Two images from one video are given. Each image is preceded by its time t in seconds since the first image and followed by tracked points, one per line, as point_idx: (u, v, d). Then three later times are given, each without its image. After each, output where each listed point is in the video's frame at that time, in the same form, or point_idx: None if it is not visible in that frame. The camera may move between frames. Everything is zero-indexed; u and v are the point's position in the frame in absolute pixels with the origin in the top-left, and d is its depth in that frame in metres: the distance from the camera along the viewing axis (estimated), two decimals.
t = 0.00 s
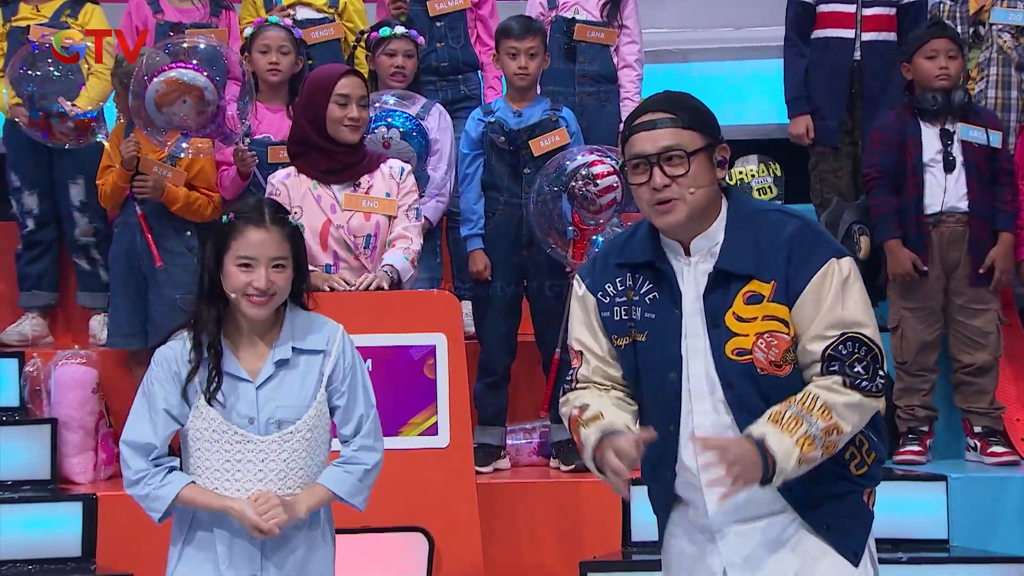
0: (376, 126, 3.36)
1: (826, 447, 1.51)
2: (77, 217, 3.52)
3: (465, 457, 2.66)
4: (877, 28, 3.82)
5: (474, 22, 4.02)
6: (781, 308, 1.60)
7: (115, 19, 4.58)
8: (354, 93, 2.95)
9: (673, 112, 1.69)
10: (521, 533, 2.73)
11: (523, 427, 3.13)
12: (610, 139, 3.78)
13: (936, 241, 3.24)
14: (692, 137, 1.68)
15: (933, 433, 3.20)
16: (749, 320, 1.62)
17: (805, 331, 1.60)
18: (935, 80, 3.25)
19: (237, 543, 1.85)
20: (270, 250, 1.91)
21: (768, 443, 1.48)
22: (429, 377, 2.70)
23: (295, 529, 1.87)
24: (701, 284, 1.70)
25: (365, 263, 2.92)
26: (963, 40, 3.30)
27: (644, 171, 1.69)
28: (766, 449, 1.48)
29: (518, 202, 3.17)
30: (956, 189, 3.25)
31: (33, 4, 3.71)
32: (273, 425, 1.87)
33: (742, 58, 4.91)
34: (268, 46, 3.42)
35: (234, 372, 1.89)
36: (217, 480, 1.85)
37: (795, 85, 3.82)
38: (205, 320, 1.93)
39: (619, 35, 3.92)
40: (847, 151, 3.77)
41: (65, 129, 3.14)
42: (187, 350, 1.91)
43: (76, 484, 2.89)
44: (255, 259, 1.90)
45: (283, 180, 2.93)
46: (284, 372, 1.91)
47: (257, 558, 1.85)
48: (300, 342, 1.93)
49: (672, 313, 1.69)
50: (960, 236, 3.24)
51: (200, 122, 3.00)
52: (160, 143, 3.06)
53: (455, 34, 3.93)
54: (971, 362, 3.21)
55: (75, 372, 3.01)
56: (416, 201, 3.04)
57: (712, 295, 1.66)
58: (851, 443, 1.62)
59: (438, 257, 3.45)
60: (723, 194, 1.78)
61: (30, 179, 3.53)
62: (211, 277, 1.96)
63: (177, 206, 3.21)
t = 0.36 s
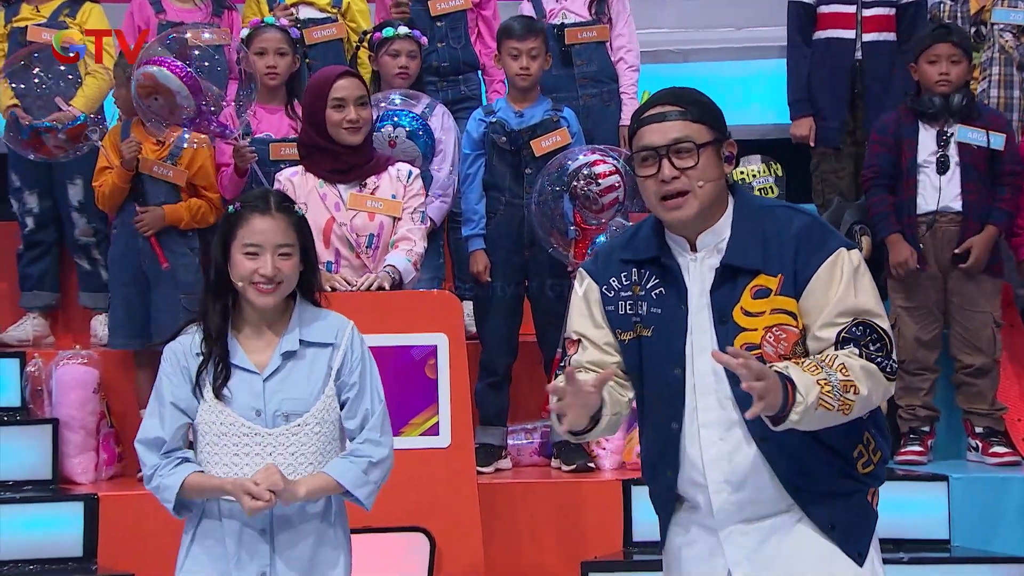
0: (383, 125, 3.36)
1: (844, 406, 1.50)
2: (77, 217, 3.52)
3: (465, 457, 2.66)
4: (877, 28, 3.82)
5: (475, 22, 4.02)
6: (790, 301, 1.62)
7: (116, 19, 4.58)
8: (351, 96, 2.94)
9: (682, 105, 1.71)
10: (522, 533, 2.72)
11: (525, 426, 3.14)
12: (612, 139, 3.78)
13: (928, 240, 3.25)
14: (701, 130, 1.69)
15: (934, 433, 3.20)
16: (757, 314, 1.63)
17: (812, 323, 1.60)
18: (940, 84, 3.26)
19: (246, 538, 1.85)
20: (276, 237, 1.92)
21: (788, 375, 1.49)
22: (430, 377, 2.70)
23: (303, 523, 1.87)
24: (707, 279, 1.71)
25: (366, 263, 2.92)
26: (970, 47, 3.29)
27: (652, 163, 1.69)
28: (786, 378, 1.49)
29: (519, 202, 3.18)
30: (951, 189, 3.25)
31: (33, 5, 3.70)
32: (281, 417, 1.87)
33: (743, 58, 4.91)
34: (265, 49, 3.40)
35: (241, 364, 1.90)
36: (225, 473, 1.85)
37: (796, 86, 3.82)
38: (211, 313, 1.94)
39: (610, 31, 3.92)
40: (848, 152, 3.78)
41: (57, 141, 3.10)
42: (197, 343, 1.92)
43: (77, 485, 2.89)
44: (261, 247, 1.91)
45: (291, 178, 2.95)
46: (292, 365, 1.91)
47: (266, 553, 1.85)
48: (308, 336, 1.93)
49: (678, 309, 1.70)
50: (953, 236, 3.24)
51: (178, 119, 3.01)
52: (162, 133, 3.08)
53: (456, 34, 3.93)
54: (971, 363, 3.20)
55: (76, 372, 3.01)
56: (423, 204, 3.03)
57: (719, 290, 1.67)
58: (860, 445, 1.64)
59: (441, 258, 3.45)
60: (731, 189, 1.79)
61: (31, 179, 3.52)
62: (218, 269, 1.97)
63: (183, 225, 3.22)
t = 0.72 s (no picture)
0: (387, 125, 3.36)
1: (819, 401, 1.50)
2: (77, 217, 3.52)
3: (465, 456, 2.66)
4: (879, 28, 3.81)
5: (475, 22, 4.03)
6: (786, 296, 1.63)
7: (116, 18, 4.58)
8: (350, 98, 2.94)
9: (686, 99, 1.72)
10: (522, 533, 2.72)
11: (525, 426, 3.14)
12: (614, 139, 3.78)
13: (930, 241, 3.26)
14: (705, 122, 1.70)
15: (935, 433, 3.20)
16: (752, 309, 1.64)
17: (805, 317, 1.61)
18: (942, 75, 3.26)
19: (261, 534, 1.83)
20: (277, 228, 1.93)
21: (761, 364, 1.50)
22: (431, 377, 2.71)
23: (318, 516, 1.86)
24: (705, 273, 1.71)
25: (366, 263, 2.92)
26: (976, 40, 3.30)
27: (658, 155, 1.70)
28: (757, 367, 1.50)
29: (521, 202, 3.18)
30: (952, 189, 3.26)
31: (35, 4, 3.70)
32: (290, 408, 1.87)
33: (743, 57, 4.91)
34: (268, 49, 3.40)
35: (247, 359, 1.89)
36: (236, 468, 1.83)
37: (797, 86, 3.82)
38: (214, 307, 1.95)
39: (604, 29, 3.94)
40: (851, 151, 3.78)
41: (62, 136, 3.12)
42: (200, 342, 1.91)
43: (78, 484, 2.89)
44: (263, 237, 1.92)
45: (294, 178, 2.96)
46: (297, 357, 1.91)
47: (282, 549, 1.83)
48: (311, 328, 1.94)
49: (675, 306, 1.70)
50: (953, 236, 3.24)
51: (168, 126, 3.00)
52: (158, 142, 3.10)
53: (457, 34, 3.93)
54: (971, 363, 3.20)
55: (77, 372, 3.00)
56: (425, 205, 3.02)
57: (716, 287, 1.67)
58: (853, 444, 1.64)
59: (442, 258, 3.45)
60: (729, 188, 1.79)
61: (33, 179, 3.52)
62: (219, 262, 1.98)
63: (181, 230, 3.23)
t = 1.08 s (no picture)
0: (387, 124, 3.34)
1: (860, 405, 1.52)
2: (80, 217, 3.52)
3: (465, 457, 2.66)
4: (879, 28, 3.82)
5: (473, 22, 4.03)
6: (784, 309, 1.63)
7: (116, 18, 4.57)
8: (350, 98, 2.94)
9: (680, 116, 1.73)
10: (522, 533, 2.72)
11: (526, 427, 3.14)
12: (614, 139, 3.78)
13: (931, 241, 3.26)
14: (698, 140, 1.71)
15: (935, 433, 3.20)
16: (749, 322, 1.63)
17: (808, 334, 1.62)
18: (946, 71, 3.25)
19: (259, 518, 1.80)
20: (279, 228, 1.92)
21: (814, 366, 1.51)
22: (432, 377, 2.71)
23: (316, 502, 1.83)
24: (695, 288, 1.72)
25: (367, 264, 2.92)
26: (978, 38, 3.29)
27: (651, 171, 1.70)
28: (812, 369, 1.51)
29: (521, 202, 3.18)
30: (953, 188, 3.26)
31: (37, 4, 3.70)
32: (284, 392, 1.86)
33: (742, 58, 4.92)
34: (270, 47, 3.39)
35: (241, 346, 1.88)
36: (232, 453, 1.82)
37: (797, 86, 3.82)
38: (207, 298, 1.92)
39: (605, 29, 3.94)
40: (852, 151, 3.78)
41: (61, 143, 3.07)
42: (194, 331, 1.90)
43: (77, 485, 2.89)
44: (265, 236, 1.90)
45: (293, 180, 2.95)
46: (292, 344, 1.91)
47: (281, 533, 1.79)
48: (305, 315, 1.94)
49: (664, 318, 1.70)
50: (954, 236, 3.25)
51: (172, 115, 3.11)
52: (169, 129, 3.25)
53: (456, 34, 3.93)
54: (971, 364, 3.20)
55: (77, 371, 2.98)
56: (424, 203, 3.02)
57: (709, 301, 1.67)
58: (846, 456, 1.66)
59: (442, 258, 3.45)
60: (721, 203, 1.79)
61: (34, 179, 3.52)
62: (215, 254, 1.95)
63: (185, 224, 3.21)
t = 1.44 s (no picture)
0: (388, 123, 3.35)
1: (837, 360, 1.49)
2: (82, 217, 3.53)
3: (465, 457, 2.66)
4: (878, 28, 3.81)
5: (471, 22, 4.03)
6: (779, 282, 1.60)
7: (117, 19, 4.57)
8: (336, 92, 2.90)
9: (680, 95, 1.74)
10: (521, 532, 2.72)
11: (526, 426, 3.14)
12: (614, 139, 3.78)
13: (930, 241, 3.26)
14: (698, 116, 1.73)
15: (935, 432, 3.20)
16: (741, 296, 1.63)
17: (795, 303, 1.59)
18: (934, 75, 3.27)
19: (243, 530, 1.79)
20: (275, 233, 1.91)
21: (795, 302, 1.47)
22: (433, 377, 2.71)
23: (303, 509, 1.82)
24: (692, 266, 1.71)
25: (360, 262, 2.92)
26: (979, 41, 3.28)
27: (651, 144, 1.71)
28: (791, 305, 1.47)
29: (520, 201, 3.18)
30: (951, 188, 3.26)
31: (39, 4, 3.70)
32: (272, 401, 1.85)
33: (742, 57, 4.91)
34: (273, 46, 3.39)
35: (230, 354, 1.86)
36: (218, 461, 1.81)
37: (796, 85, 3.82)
38: (201, 301, 1.91)
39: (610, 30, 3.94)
40: (852, 151, 3.77)
41: (57, 145, 3.02)
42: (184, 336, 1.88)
43: (77, 484, 2.89)
44: (260, 241, 1.89)
45: (304, 174, 3.00)
46: (280, 351, 1.88)
47: (268, 539, 1.78)
48: (293, 324, 1.91)
49: (662, 294, 1.69)
50: (954, 236, 3.24)
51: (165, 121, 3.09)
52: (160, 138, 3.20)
53: (454, 34, 3.93)
54: (971, 363, 3.20)
55: (77, 371, 2.99)
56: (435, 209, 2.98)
57: (704, 276, 1.67)
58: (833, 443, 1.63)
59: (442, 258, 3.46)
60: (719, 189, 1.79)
61: (35, 179, 3.52)
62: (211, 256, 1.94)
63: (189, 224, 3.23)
